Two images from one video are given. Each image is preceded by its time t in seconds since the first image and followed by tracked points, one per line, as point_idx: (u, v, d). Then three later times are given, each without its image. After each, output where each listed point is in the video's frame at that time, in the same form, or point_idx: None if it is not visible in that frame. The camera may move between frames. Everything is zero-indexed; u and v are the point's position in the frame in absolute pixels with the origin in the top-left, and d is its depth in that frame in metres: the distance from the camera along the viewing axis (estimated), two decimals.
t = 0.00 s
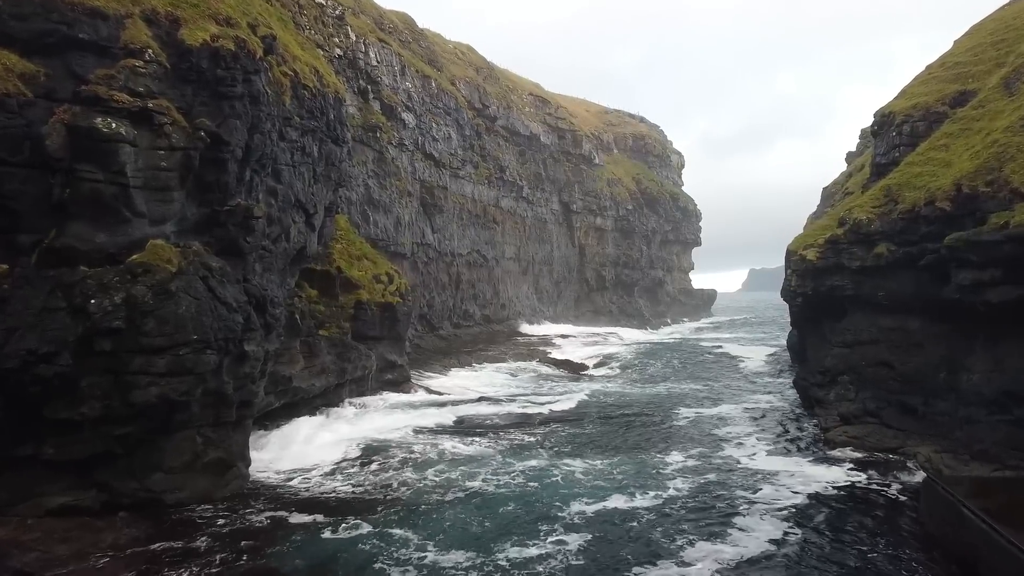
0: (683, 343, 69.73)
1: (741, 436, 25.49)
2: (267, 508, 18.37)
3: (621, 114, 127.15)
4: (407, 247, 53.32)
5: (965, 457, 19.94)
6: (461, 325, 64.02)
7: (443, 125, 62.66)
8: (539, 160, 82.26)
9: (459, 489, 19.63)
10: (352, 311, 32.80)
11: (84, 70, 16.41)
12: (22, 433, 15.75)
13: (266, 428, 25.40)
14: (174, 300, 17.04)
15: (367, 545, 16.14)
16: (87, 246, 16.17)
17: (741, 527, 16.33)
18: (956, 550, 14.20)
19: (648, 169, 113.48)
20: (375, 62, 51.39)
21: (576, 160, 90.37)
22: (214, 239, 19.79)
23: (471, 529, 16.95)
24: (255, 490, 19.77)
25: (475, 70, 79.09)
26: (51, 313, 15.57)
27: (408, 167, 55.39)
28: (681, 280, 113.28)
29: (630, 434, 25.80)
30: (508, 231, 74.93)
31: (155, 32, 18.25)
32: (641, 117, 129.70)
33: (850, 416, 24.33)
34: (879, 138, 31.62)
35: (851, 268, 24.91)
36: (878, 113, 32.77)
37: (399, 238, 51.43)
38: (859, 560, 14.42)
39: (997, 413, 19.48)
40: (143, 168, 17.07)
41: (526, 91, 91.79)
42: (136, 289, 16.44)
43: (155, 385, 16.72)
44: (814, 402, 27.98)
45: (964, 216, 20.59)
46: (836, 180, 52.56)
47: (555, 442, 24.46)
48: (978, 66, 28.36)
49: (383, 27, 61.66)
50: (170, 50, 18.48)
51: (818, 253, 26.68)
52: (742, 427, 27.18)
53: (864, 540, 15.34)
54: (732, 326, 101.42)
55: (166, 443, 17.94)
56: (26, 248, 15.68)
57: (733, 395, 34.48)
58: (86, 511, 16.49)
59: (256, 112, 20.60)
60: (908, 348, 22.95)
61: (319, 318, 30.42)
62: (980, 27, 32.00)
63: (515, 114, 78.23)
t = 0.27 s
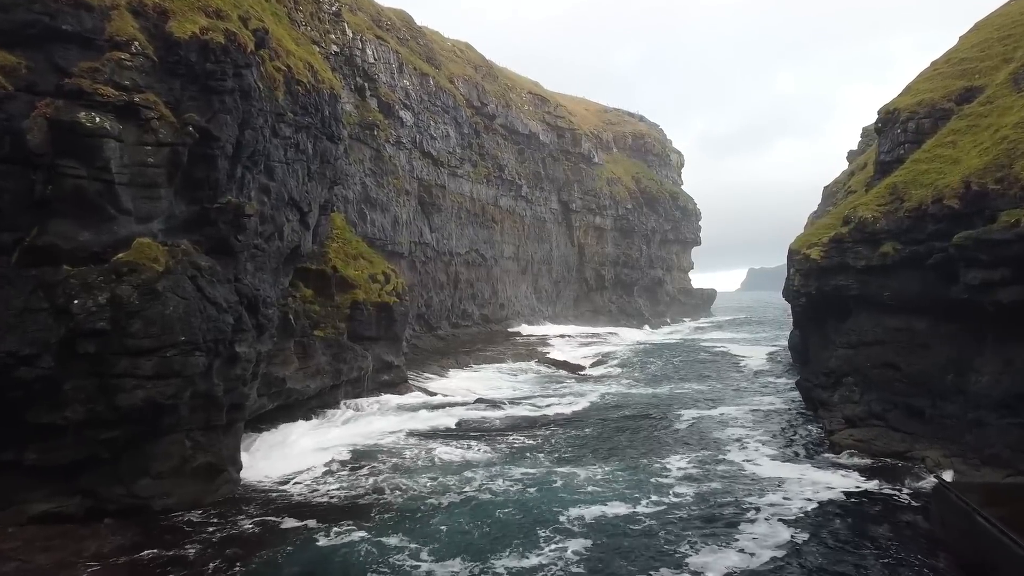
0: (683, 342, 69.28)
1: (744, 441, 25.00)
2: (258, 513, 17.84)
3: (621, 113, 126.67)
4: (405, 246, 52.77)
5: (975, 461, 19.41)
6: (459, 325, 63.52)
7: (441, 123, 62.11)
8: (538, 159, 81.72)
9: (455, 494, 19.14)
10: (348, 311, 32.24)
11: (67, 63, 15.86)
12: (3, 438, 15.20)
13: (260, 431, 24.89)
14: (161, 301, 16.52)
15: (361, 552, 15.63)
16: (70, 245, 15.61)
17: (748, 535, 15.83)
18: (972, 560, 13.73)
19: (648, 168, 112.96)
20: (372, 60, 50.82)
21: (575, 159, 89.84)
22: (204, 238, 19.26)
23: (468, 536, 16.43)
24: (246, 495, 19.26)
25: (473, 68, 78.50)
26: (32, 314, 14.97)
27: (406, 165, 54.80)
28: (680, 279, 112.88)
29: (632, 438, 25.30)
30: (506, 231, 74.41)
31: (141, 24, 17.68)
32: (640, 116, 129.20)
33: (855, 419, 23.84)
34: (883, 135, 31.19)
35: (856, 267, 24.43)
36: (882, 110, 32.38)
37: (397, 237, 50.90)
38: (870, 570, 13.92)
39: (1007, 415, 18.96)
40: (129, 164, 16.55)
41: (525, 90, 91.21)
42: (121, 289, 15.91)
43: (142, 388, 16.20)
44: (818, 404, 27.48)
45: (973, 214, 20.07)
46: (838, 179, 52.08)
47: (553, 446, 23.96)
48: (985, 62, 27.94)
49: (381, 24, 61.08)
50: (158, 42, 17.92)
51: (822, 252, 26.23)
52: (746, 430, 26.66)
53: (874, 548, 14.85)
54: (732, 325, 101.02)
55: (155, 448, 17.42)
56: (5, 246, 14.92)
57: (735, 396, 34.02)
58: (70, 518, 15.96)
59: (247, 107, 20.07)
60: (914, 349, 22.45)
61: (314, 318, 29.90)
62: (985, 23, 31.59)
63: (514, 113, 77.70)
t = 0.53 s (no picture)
0: (683, 343, 68.80)
1: (748, 445, 24.50)
2: (248, 519, 17.31)
3: (620, 112, 126.20)
4: (402, 246, 52.25)
5: (986, 465, 18.89)
6: (458, 325, 63.02)
7: (439, 121, 61.57)
8: (537, 158, 81.22)
9: (451, 500, 18.62)
10: (344, 311, 31.71)
11: (49, 55, 15.32)
12: None
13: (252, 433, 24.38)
14: (147, 301, 16.00)
15: (353, 560, 15.10)
16: (52, 243, 15.06)
17: (754, 543, 15.33)
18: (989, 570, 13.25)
19: (648, 167, 112.54)
20: (369, 57, 50.28)
21: (574, 158, 89.34)
22: (193, 236, 18.73)
23: (465, 543, 15.90)
24: (236, 500, 18.73)
25: (472, 66, 77.96)
26: (12, 315, 14.41)
27: (403, 164, 54.26)
28: (680, 278, 112.53)
29: (633, 441, 24.80)
30: (505, 230, 73.92)
31: (127, 15, 17.14)
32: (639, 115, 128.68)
33: (861, 421, 23.33)
34: (887, 133, 30.74)
35: (861, 266, 23.95)
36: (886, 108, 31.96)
37: (394, 236, 50.38)
38: None
39: (1019, 418, 18.43)
40: (114, 160, 16.01)
41: (524, 88, 90.69)
42: (105, 289, 15.38)
43: (126, 391, 15.67)
44: (822, 406, 26.97)
45: (982, 212, 19.54)
46: (840, 178, 51.59)
47: (552, 451, 23.43)
48: (991, 58, 27.54)
49: (378, 22, 60.51)
50: (145, 35, 17.38)
51: (827, 251, 25.78)
52: (749, 434, 26.15)
53: (886, 558, 14.34)
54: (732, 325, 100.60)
55: (142, 453, 16.90)
56: None
57: (736, 398, 33.54)
58: (52, 526, 15.44)
59: (237, 102, 19.55)
60: (921, 350, 21.94)
61: (309, 318, 29.38)
62: (991, 19, 31.19)
63: (513, 111, 77.20)
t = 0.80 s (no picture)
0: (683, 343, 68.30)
1: (751, 448, 24.02)
2: (235, 525, 16.77)
3: (619, 111, 125.72)
4: (400, 245, 51.72)
5: (996, 470, 18.34)
6: (456, 325, 62.51)
7: (437, 119, 61.03)
8: (536, 156, 80.71)
9: (444, 506, 18.03)
10: (339, 311, 31.17)
11: (29, 46, 14.77)
12: None
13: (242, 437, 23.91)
14: (131, 301, 15.45)
15: (341, 569, 14.54)
16: (32, 241, 14.53)
17: (762, 556, 14.81)
18: None
19: (647, 166, 112.07)
20: (366, 54, 49.74)
21: (573, 157, 88.81)
22: (181, 234, 18.20)
23: (459, 552, 15.36)
24: (225, 505, 18.21)
25: (471, 64, 77.42)
26: None
27: (401, 162, 53.70)
28: (679, 278, 112.12)
29: (633, 445, 24.29)
30: (504, 229, 73.43)
31: (112, 6, 16.57)
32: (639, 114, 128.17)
33: (867, 424, 22.79)
34: (891, 130, 30.28)
35: (867, 266, 23.44)
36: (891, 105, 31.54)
37: (392, 235, 49.84)
38: None
39: None
40: (97, 155, 15.47)
41: (523, 86, 90.13)
42: (87, 289, 14.83)
43: (110, 394, 15.13)
44: (826, 408, 26.44)
45: (992, 210, 18.99)
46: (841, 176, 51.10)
47: (550, 455, 22.90)
48: (999, 54, 27.13)
49: (376, 19, 59.96)
50: (130, 26, 16.83)
51: (831, 250, 25.28)
52: (752, 436, 25.64)
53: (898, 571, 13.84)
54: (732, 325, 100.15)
55: (127, 458, 16.39)
56: None
57: (739, 399, 33.06)
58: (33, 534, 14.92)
59: (227, 96, 19.00)
60: (928, 351, 21.41)
61: (304, 318, 28.85)
62: (996, 15, 30.80)
63: (512, 109, 76.68)
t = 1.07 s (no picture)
0: (683, 343, 67.82)
1: (754, 451, 23.61)
2: (220, 530, 16.27)
3: (619, 109, 125.20)
4: (397, 243, 51.17)
5: (1007, 474, 17.81)
6: (454, 325, 61.99)
7: (435, 117, 60.46)
8: (535, 155, 80.19)
9: (438, 514, 17.47)
10: (334, 310, 30.63)
11: (7, 36, 14.23)
12: None
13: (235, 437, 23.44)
14: (115, 300, 14.91)
15: None
16: (11, 238, 14.01)
17: (771, 569, 14.34)
18: None
19: (647, 165, 111.58)
20: (363, 50, 49.17)
21: (572, 156, 88.29)
22: (169, 231, 17.67)
23: (454, 562, 14.83)
24: (212, 508, 17.73)
25: (469, 62, 76.87)
26: None
27: (398, 160, 53.14)
28: (679, 277, 111.68)
29: (634, 448, 23.81)
30: (503, 228, 72.92)
31: None
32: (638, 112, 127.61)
33: (873, 427, 22.28)
34: (895, 127, 29.81)
35: (873, 264, 22.94)
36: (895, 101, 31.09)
37: (389, 234, 49.31)
38: None
39: None
40: (79, 148, 14.93)
41: (522, 85, 89.57)
42: (68, 287, 14.28)
43: (92, 397, 14.60)
44: (830, 410, 25.93)
45: (1003, 207, 18.48)
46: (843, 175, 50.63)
47: (548, 459, 22.40)
48: (1006, 49, 26.72)
49: (373, 16, 59.36)
50: (114, 16, 16.28)
51: (835, 248, 24.77)
52: (755, 439, 25.15)
53: None
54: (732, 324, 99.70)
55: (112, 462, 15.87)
56: None
57: (740, 400, 32.59)
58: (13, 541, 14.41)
59: (216, 89, 18.46)
60: (935, 351, 20.91)
61: (298, 318, 28.32)
62: (1002, 10, 30.39)
63: (510, 107, 76.14)
